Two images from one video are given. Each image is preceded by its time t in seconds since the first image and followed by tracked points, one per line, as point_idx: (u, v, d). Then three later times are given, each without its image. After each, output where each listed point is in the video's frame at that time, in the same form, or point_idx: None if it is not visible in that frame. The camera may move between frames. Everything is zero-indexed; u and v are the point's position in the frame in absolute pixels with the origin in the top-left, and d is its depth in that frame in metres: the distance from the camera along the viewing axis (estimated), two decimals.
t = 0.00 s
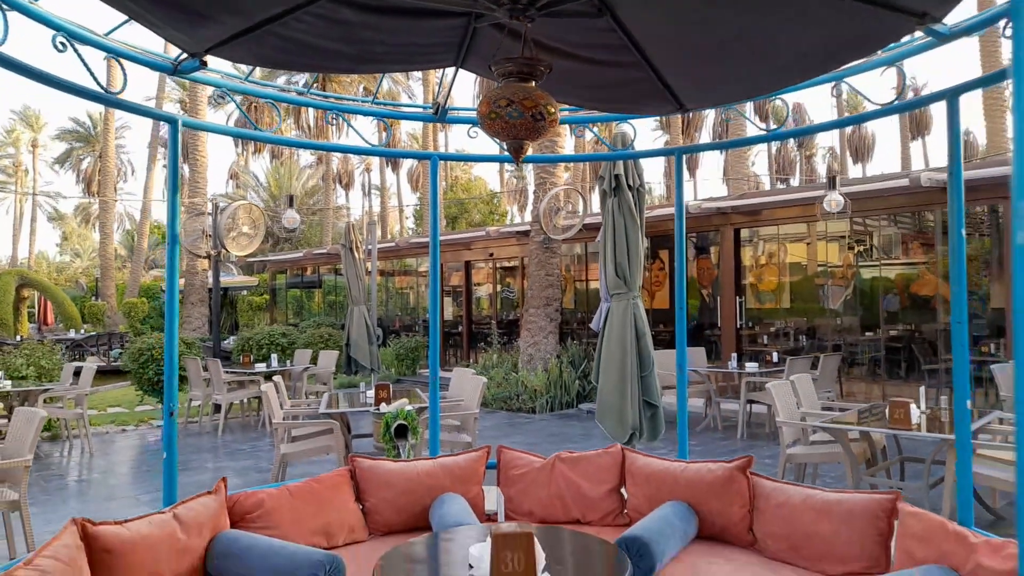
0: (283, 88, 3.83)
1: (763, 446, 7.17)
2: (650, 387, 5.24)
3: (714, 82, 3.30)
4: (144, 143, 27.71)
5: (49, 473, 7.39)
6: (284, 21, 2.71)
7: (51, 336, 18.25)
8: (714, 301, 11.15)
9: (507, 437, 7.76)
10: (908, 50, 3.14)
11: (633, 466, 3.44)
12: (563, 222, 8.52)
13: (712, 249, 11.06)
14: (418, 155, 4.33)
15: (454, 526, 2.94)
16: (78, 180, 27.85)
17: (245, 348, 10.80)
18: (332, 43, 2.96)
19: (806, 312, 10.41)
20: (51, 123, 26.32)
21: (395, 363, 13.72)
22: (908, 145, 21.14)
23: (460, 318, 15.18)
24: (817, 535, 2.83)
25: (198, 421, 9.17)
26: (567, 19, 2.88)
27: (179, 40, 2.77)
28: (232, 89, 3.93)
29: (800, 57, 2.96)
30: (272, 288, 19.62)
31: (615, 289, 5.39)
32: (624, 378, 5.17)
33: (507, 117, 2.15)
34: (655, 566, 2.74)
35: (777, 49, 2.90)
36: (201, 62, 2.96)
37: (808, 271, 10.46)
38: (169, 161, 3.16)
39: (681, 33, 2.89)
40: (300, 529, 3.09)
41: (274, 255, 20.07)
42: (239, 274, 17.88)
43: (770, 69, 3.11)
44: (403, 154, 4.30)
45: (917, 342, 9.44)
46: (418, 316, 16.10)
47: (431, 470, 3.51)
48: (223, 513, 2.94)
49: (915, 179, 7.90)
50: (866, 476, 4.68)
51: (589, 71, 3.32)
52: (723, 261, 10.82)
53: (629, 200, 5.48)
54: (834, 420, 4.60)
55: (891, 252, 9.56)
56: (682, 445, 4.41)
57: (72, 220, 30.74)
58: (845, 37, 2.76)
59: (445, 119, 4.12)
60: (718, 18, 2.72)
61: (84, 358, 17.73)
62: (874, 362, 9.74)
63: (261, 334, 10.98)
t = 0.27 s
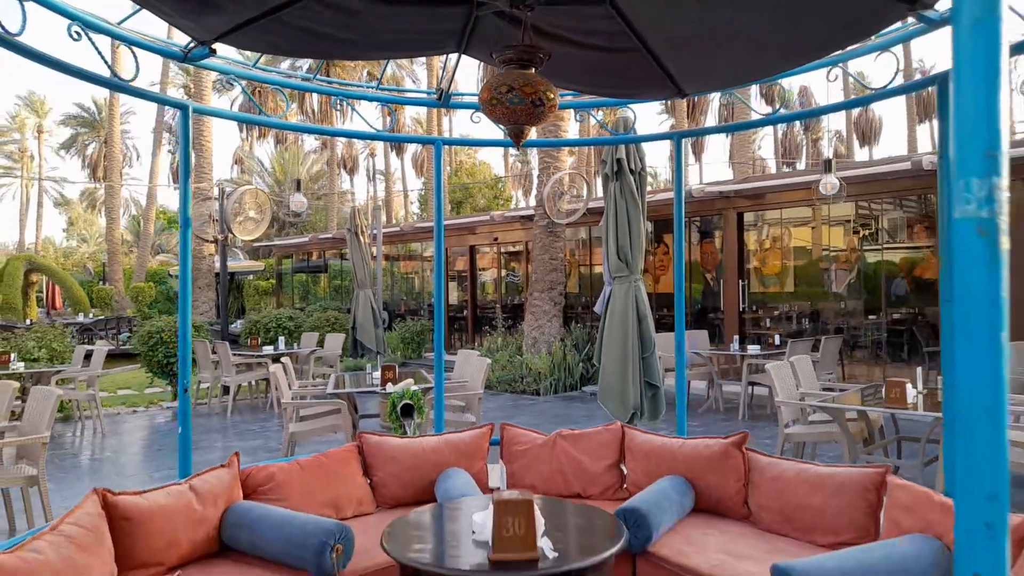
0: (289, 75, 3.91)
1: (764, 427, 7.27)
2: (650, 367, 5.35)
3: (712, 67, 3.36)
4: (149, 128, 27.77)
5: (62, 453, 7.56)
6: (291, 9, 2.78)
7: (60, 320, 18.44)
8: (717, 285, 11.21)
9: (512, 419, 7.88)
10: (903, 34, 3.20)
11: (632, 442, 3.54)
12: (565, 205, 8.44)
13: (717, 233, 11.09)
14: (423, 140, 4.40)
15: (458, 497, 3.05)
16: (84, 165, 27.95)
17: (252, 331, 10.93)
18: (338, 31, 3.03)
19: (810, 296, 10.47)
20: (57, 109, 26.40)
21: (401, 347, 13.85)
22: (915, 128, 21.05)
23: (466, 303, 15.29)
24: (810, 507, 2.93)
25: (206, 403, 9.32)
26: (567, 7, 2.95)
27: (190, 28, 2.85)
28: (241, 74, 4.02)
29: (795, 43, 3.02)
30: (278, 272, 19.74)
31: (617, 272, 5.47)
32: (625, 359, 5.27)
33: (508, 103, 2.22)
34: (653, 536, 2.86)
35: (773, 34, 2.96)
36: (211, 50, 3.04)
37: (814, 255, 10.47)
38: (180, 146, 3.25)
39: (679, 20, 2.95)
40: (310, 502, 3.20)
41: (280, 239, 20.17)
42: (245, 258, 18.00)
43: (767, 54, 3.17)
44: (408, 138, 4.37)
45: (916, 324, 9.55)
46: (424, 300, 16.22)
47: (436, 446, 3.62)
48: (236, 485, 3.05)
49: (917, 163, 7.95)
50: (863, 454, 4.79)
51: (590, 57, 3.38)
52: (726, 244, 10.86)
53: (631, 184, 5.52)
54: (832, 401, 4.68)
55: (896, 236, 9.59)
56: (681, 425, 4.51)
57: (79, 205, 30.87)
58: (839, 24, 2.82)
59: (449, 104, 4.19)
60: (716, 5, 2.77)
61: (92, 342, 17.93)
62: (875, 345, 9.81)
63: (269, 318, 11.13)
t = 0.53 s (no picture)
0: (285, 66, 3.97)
1: (753, 414, 7.40)
2: (641, 354, 5.47)
3: (698, 59, 3.45)
4: (142, 119, 27.70)
5: (60, 441, 7.64)
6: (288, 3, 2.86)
7: (55, 311, 18.46)
8: (709, 275, 11.32)
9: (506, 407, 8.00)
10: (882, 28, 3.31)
11: (621, 425, 3.64)
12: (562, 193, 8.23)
13: (709, 223, 11.19)
14: (417, 130, 4.47)
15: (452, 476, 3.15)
16: (76, 156, 27.89)
17: (248, 321, 11.01)
18: (334, 24, 3.11)
19: (801, 286, 10.64)
20: (48, 99, 26.27)
21: (395, 337, 13.95)
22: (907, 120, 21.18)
23: (460, 294, 15.38)
24: (791, 485, 3.04)
25: (203, 392, 9.40)
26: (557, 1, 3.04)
27: (189, 21, 2.92)
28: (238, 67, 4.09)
29: (778, 35, 3.11)
30: (273, 263, 19.79)
31: (609, 261, 5.57)
32: (616, 347, 5.37)
33: (500, 95, 2.31)
34: (638, 512, 2.97)
35: (757, 27, 3.05)
36: (209, 42, 3.11)
37: (806, 246, 10.62)
38: (180, 137, 3.33)
39: (665, 13, 3.04)
40: (308, 482, 3.29)
41: (274, 231, 20.21)
42: (239, 250, 18.03)
43: (751, 46, 3.26)
44: (402, 129, 4.44)
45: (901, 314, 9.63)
46: (418, 291, 16.30)
47: (431, 429, 3.72)
48: (236, 466, 3.14)
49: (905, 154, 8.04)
50: (847, 438, 4.92)
51: (579, 49, 3.47)
52: (717, 234, 10.97)
53: (622, 174, 5.60)
54: (817, 387, 4.79)
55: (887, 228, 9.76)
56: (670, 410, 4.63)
57: (71, 197, 30.78)
58: (821, 18, 2.91)
59: (443, 95, 4.26)
60: None
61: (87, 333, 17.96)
62: (863, 334, 9.96)
63: (264, 308, 11.21)
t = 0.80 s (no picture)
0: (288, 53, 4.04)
1: (749, 396, 7.52)
2: (638, 337, 5.57)
3: (691, 45, 3.53)
4: (141, 105, 27.68)
5: (68, 423, 7.78)
6: None
7: (58, 297, 18.58)
8: (707, 261, 11.39)
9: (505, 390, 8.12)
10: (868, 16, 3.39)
11: (616, 404, 3.76)
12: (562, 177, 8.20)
13: (707, 209, 11.27)
14: (417, 116, 4.55)
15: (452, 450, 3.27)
16: (76, 142, 27.92)
17: (251, 306, 11.12)
18: (335, 12, 3.19)
19: (800, 271, 10.76)
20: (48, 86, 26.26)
21: (397, 323, 14.07)
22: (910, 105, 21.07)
23: (461, 280, 15.49)
24: (780, 459, 3.15)
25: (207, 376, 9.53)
26: None
27: (194, 9, 3.00)
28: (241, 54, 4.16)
29: (768, 23, 3.19)
30: (274, 249, 19.88)
31: (607, 245, 5.66)
32: (613, 331, 5.48)
33: (496, 81, 2.40)
34: (632, 485, 3.09)
35: (746, 15, 3.13)
36: (214, 30, 3.20)
37: (807, 232, 10.71)
38: (186, 122, 3.42)
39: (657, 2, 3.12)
40: (313, 457, 3.41)
41: (275, 217, 20.28)
42: (241, 236, 18.11)
43: (741, 33, 3.34)
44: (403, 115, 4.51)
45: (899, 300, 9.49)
46: (420, 277, 16.41)
47: (432, 407, 3.83)
48: (245, 441, 3.27)
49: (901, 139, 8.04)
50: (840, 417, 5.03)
51: (575, 37, 3.55)
52: (715, 220, 11.04)
53: (620, 161, 5.67)
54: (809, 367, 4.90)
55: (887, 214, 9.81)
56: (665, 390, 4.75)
57: (72, 184, 30.84)
58: (808, 6, 2.99)
59: (443, 82, 4.34)
60: None
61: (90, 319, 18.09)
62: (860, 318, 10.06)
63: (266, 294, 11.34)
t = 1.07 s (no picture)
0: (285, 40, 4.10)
1: (740, 380, 7.65)
2: (630, 321, 5.67)
3: (681, 34, 3.61)
4: (134, 93, 27.57)
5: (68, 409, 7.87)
6: None
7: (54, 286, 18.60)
8: (701, 248, 11.50)
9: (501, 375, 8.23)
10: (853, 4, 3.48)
11: (608, 384, 3.86)
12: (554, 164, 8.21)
13: (701, 197, 11.35)
14: (412, 103, 4.61)
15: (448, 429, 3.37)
16: (70, 130, 27.82)
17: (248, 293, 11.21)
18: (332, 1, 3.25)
19: (793, 259, 10.89)
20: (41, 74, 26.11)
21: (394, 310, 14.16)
22: (905, 93, 21.14)
23: (456, 268, 15.57)
24: (766, 437, 3.26)
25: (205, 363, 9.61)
26: None
27: None
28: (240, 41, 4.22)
29: (755, 12, 3.27)
30: (270, 237, 19.91)
31: (600, 231, 5.74)
32: (606, 316, 5.60)
33: (491, 68, 2.48)
34: (622, 461, 3.20)
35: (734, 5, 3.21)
36: (214, 19, 3.26)
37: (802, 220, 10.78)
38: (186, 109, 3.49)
39: None
40: (313, 436, 3.50)
41: (270, 206, 20.30)
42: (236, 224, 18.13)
43: (730, 22, 3.42)
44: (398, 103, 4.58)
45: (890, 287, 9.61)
46: (416, 265, 16.49)
47: (429, 389, 3.92)
48: (246, 421, 3.36)
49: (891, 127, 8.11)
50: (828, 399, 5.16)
51: (568, 26, 3.62)
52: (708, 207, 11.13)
53: (613, 148, 5.74)
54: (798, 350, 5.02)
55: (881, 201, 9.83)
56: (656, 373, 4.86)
57: (66, 172, 30.73)
58: None
59: (438, 69, 4.41)
60: None
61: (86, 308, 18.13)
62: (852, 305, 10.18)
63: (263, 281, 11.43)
